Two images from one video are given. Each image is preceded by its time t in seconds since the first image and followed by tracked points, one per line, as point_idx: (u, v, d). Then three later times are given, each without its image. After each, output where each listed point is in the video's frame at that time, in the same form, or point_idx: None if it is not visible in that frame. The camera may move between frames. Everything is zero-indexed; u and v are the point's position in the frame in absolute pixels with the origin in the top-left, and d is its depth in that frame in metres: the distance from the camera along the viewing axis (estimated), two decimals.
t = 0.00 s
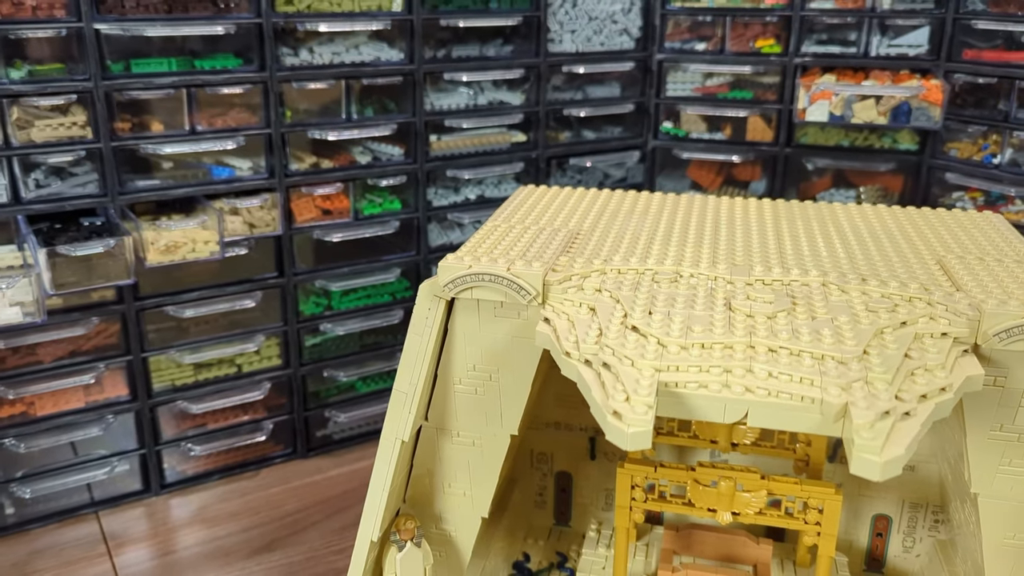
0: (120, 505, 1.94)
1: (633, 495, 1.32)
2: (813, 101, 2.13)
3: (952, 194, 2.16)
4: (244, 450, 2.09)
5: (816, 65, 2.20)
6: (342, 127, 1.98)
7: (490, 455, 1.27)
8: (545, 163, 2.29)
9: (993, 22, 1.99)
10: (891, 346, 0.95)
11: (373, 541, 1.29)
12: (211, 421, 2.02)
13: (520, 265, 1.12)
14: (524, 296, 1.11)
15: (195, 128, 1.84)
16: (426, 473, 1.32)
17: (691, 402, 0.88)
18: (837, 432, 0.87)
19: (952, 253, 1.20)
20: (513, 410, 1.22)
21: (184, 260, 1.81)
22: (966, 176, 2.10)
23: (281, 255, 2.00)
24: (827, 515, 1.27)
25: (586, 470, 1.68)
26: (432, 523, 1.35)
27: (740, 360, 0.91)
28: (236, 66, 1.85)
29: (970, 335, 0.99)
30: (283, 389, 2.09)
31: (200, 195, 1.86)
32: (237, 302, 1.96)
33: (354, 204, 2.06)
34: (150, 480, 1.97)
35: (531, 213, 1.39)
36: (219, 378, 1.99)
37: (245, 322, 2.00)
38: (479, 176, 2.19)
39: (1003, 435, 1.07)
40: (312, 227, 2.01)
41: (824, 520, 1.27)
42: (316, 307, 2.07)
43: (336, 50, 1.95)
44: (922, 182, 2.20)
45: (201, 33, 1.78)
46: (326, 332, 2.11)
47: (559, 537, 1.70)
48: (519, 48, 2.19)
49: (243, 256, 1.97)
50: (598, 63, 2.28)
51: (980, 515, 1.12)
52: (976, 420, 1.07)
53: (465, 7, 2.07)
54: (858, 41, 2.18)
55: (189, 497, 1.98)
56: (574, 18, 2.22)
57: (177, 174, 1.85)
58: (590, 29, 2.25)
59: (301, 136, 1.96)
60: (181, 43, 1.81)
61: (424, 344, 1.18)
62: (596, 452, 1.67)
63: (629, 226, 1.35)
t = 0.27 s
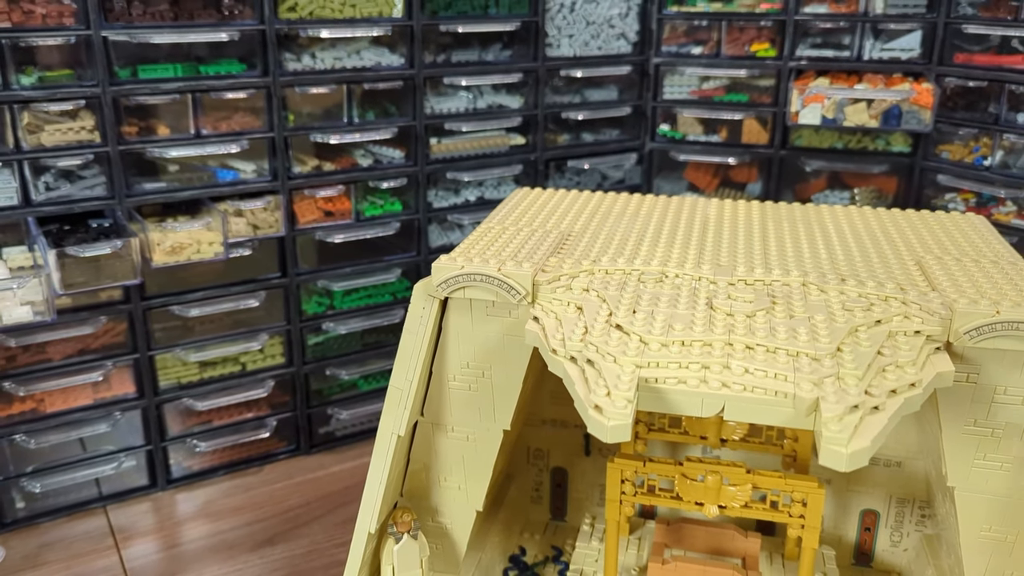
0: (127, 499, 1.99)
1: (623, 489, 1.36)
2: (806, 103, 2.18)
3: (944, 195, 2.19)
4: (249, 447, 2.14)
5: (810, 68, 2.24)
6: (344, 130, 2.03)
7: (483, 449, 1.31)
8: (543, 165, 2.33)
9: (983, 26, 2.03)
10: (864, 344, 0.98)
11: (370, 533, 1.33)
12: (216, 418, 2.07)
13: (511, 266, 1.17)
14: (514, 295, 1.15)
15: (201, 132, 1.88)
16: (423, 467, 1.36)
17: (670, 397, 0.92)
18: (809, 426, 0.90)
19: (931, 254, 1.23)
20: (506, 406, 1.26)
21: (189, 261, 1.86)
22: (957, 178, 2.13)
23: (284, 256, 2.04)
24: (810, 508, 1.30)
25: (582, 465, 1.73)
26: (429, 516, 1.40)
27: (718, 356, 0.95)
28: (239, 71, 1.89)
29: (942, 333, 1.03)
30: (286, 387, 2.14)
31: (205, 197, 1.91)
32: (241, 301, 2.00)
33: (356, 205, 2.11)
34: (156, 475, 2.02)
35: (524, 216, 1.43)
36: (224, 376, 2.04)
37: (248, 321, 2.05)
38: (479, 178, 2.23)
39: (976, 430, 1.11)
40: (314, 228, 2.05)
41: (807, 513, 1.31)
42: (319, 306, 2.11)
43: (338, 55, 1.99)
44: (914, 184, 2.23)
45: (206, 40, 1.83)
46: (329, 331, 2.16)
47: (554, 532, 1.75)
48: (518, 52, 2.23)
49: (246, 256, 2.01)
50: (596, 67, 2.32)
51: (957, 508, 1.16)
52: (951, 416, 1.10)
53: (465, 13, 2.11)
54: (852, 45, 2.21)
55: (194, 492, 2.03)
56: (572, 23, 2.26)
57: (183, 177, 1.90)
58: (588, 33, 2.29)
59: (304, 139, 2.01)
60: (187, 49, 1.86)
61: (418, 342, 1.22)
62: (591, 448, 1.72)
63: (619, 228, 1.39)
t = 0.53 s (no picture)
0: (129, 492, 2.03)
1: (609, 479, 1.39)
2: (795, 102, 2.24)
3: (934, 193, 2.22)
4: (248, 441, 2.17)
5: (801, 68, 2.27)
6: (341, 129, 2.06)
7: (472, 440, 1.34)
8: (538, 164, 2.36)
9: (970, 26, 2.06)
10: (835, 336, 1.02)
11: (362, 522, 1.37)
12: (215, 412, 2.11)
13: (496, 261, 1.20)
14: (500, 289, 1.18)
15: (200, 131, 1.92)
16: (414, 458, 1.40)
17: (645, 385, 0.95)
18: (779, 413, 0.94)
19: (907, 249, 1.27)
20: (493, 397, 1.30)
21: (188, 258, 1.90)
22: (946, 176, 2.16)
23: (282, 253, 2.08)
24: (791, 498, 1.33)
25: (573, 457, 1.77)
26: (420, 505, 1.43)
27: (693, 347, 0.99)
28: (238, 71, 1.93)
29: (912, 325, 1.06)
30: (285, 382, 2.18)
31: (205, 195, 1.95)
32: (240, 297, 2.04)
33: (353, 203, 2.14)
34: (157, 468, 2.06)
35: (514, 212, 1.47)
36: (223, 371, 2.08)
37: (247, 317, 2.09)
38: (475, 176, 2.27)
39: (948, 420, 1.14)
40: (312, 226, 2.09)
41: (788, 503, 1.34)
42: (317, 303, 2.15)
43: (335, 56, 2.03)
44: (904, 182, 2.26)
45: (205, 41, 1.87)
46: (327, 327, 2.19)
47: (546, 523, 1.79)
48: (513, 52, 2.26)
49: (245, 254, 2.05)
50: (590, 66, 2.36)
51: (932, 497, 1.19)
52: (923, 406, 1.13)
53: (460, 14, 2.15)
54: (842, 45, 2.24)
55: (194, 485, 2.07)
56: (566, 23, 2.30)
57: (182, 175, 1.94)
58: (582, 34, 2.32)
59: (301, 138, 2.05)
60: (187, 50, 1.90)
61: (407, 335, 1.26)
62: (581, 441, 1.75)
63: (605, 224, 1.43)
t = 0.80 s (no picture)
0: (124, 484, 2.07)
1: (588, 469, 1.43)
2: (778, 102, 2.28)
3: (917, 191, 2.25)
4: (241, 435, 2.21)
5: (786, 68, 2.30)
6: (332, 128, 2.10)
7: (454, 430, 1.38)
8: (527, 163, 2.40)
9: (950, 26, 2.09)
10: (797, 326, 1.05)
11: (347, 510, 1.40)
12: (209, 406, 2.15)
13: (474, 255, 1.24)
14: (478, 283, 1.22)
15: (193, 130, 1.96)
16: (398, 449, 1.43)
17: (612, 373, 0.99)
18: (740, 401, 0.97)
19: (876, 245, 1.30)
20: (474, 388, 1.34)
21: (182, 254, 1.94)
22: (928, 174, 2.20)
23: (274, 250, 2.12)
24: (764, 486, 1.37)
25: (557, 450, 1.80)
26: (405, 495, 1.47)
27: (659, 337, 1.02)
28: (230, 72, 1.97)
29: (873, 317, 1.09)
30: (277, 377, 2.22)
31: (198, 193, 1.99)
32: (232, 293, 2.08)
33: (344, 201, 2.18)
34: (151, 461, 2.10)
35: (496, 210, 1.50)
36: (216, 365, 2.12)
37: (240, 313, 2.12)
38: (465, 175, 2.30)
39: (912, 409, 1.18)
40: (304, 223, 2.13)
41: (761, 491, 1.37)
42: (309, 299, 2.19)
43: (326, 57, 2.07)
44: (887, 181, 2.29)
45: (197, 42, 1.91)
46: (318, 323, 2.23)
47: (531, 514, 1.83)
48: (502, 53, 2.30)
49: (238, 251, 2.09)
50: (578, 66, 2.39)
51: (898, 484, 1.22)
52: (887, 395, 1.17)
53: (449, 15, 2.18)
54: (826, 46, 2.27)
55: (188, 477, 2.11)
56: (554, 24, 2.33)
57: (176, 174, 1.98)
58: (571, 34, 2.36)
59: (293, 137, 2.08)
60: (180, 51, 1.94)
61: (389, 327, 1.30)
62: (565, 434, 1.79)
63: (584, 221, 1.47)
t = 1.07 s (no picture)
0: (112, 475, 2.10)
1: (561, 456, 1.46)
2: (757, 98, 2.31)
3: (896, 186, 2.28)
4: (228, 427, 2.24)
5: (766, 65, 2.33)
6: (317, 124, 2.13)
7: (429, 418, 1.41)
8: (512, 159, 2.43)
9: (926, 23, 2.12)
10: (753, 312, 1.08)
11: (325, 497, 1.43)
12: (196, 398, 2.18)
13: (445, 245, 1.27)
14: (448, 272, 1.25)
15: (179, 126, 1.99)
16: (375, 436, 1.47)
17: (571, 357, 1.02)
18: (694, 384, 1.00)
19: (839, 237, 1.33)
20: (447, 376, 1.37)
21: (167, 247, 1.98)
22: (905, 170, 2.22)
23: (260, 244, 2.15)
24: (731, 473, 1.40)
25: (536, 440, 1.83)
26: (383, 482, 1.50)
27: (618, 323, 1.05)
28: (216, 68, 2.00)
29: (829, 303, 1.13)
30: (264, 369, 2.25)
31: (184, 187, 2.02)
32: (219, 286, 2.11)
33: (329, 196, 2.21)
34: (139, 452, 2.13)
35: (472, 202, 1.54)
36: (204, 358, 2.15)
37: (227, 306, 2.16)
38: (450, 170, 2.34)
39: (870, 395, 1.20)
40: (289, 218, 2.16)
41: (729, 477, 1.40)
42: (296, 293, 2.22)
43: (311, 54, 2.10)
44: (867, 176, 2.32)
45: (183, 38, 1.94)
46: (305, 316, 2.26)
47: (512, 504, 1.86)
48: (487, 50, 2.33)
49: (224, 245, 2.12)
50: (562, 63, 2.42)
51: (859, 469, 1.25)
52: (845, 381, 1.20)
53: (433, 12, 2.21)
54: (806, 43, 2.30)
55: (176, 468, 2.14)
56: (538, 22, 2.36)
57: (163, 169, 2.01)
58: (554, 32, 2.39)
59: (278, 132, 2.11)
60: (167, 48, 1.97)
61: (363, 316, 1.33)
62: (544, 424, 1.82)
63: (558, 213, 1.50)
